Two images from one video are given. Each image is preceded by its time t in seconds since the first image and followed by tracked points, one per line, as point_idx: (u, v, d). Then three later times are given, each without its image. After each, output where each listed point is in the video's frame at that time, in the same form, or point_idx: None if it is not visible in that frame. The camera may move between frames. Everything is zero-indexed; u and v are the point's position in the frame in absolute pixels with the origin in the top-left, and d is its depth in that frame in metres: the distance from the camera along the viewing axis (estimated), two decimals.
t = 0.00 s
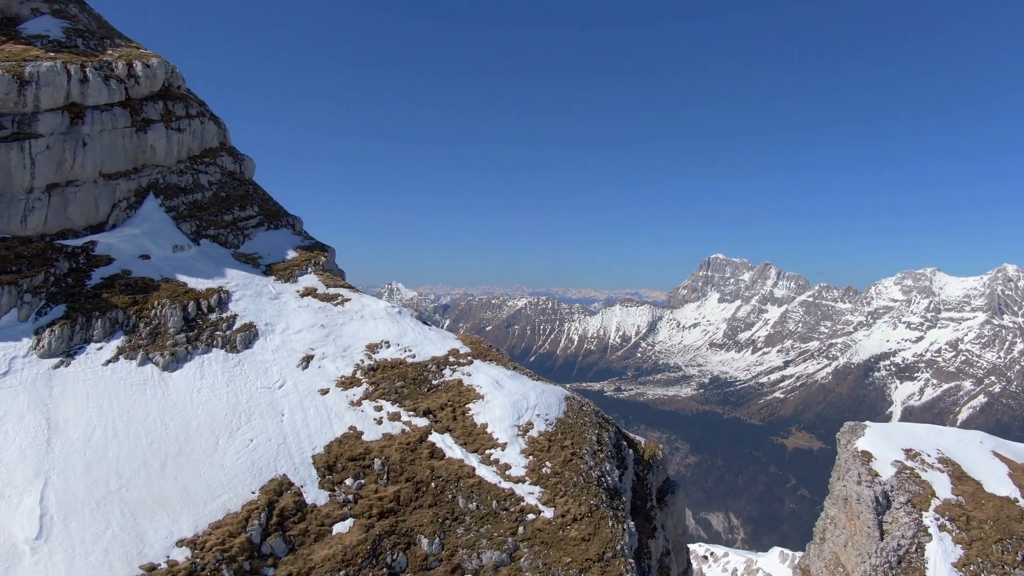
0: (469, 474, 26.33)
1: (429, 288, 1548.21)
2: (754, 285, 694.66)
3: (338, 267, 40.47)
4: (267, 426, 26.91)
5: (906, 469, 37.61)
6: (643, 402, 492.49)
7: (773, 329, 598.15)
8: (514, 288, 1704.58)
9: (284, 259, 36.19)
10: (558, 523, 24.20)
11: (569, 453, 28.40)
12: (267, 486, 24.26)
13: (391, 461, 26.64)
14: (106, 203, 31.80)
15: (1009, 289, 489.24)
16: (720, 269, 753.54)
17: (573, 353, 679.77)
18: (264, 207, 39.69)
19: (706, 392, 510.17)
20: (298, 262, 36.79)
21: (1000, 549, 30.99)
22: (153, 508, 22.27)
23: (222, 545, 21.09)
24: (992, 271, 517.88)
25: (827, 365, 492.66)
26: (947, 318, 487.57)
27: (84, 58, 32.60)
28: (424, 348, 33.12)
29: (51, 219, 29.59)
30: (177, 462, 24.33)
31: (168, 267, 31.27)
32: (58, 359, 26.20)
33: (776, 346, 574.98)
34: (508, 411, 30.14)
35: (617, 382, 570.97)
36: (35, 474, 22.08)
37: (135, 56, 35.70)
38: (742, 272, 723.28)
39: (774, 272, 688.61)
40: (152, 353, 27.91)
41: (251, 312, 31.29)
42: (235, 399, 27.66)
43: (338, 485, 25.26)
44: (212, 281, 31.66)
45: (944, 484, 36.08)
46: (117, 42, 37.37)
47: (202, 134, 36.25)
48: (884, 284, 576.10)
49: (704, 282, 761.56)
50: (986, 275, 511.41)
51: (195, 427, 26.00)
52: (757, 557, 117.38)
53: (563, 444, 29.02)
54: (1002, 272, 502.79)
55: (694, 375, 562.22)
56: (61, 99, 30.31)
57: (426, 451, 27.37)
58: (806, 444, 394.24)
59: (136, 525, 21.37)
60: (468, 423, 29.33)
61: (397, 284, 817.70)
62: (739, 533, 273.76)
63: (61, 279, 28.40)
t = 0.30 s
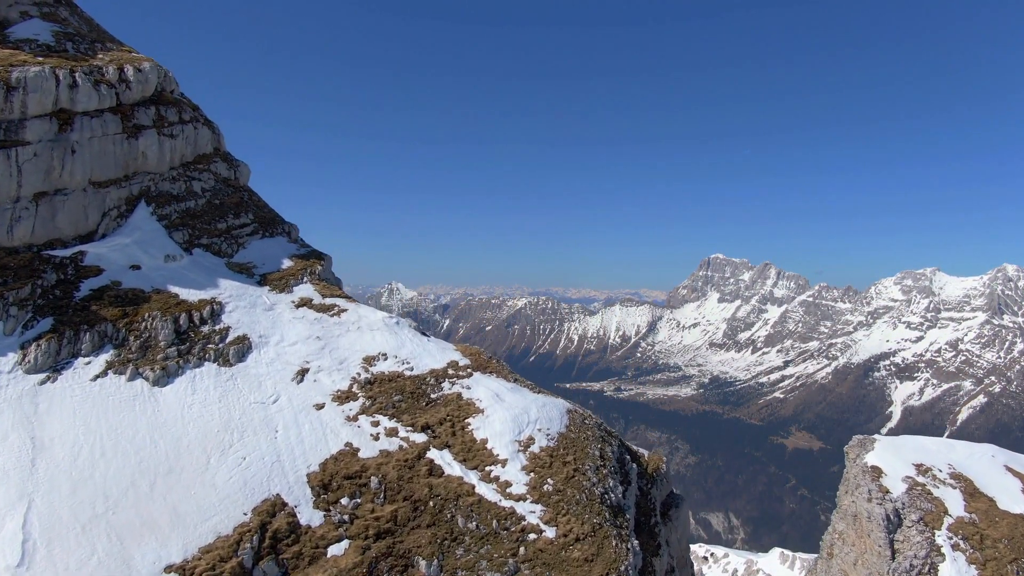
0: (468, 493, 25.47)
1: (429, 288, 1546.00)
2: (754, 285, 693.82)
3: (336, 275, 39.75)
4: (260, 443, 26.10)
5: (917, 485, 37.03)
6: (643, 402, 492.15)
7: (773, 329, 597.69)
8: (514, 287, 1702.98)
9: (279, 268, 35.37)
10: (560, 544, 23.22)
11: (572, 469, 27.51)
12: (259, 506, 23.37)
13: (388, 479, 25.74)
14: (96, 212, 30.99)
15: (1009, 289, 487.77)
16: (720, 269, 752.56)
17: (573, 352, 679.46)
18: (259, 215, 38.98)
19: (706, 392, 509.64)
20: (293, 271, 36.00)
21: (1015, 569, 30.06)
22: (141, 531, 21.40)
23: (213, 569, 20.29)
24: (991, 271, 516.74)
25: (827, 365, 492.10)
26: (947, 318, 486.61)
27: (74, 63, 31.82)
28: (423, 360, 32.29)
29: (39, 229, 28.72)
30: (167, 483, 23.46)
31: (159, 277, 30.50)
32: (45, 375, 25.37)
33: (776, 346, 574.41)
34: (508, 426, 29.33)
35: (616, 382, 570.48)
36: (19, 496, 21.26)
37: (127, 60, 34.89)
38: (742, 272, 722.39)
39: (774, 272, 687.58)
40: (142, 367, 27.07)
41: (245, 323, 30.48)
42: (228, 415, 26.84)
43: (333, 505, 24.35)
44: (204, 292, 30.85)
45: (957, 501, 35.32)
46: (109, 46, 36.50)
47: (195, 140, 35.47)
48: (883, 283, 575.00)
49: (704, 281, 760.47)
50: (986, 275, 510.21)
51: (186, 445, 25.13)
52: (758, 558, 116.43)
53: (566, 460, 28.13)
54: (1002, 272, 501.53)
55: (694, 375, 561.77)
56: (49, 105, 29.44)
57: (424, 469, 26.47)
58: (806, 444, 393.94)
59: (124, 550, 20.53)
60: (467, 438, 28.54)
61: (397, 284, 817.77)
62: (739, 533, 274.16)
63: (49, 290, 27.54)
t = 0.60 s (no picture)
0: (467, 515, 24.36)
1: (429, 288, 1545.96)
2: (754, 285, 692.70)
3: (331, 284, 39.05)
4: (252, 464, 25.09)
5: (932, 505, 37.10)
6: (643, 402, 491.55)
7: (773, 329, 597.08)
8: (514, 287, 1701.50)
9: (274, 279, 34.65)
10: (563, 568, 22.00)
11: (574, 489, 26.48)
12: (249, 532, 22.14)
13: (385, 501, 24.57)
14: (83, 222, 30.06)
15: (1010, 289, 486.15)
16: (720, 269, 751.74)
17: (573, 353, 678.84)
18: (253, 223, 38.21)
19: (706, 392, 508.98)
20: (288, 282, 35.19)
21: None
22: (126, 561, 20.32)
23: None
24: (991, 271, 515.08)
25: (827, 365, 491.20)
26: (947, 318, 485.48)
27: (61, 68, 30.85)
28: (421, 374, 31.38)
29: (23, 241, 27.68)
30: (154, 508, 22.39)
31: (149, 290, 29.56)
32: (28, 395, 24.43)
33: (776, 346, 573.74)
34: (509, 443, 28.39)
35: (616, 382, 570.09)
36: None
37: (117, 65, 34.01)
38: (742, 272, 720.91)
39: (774, 272, 686.39)
40: (130, 385, 26.16)
41: (237, 338, 29.56)
42: (218, 435, 25.83)
43: (327, 529, 23.07)
44: (195, 306, 29.96)
45: (972, 522, 35.35)
46: (98, 50, 35.56)
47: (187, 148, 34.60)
48: (883, 283, 573.68)
49: (704, 281, 759.52)
50: (986, 275, 508.60)
51: (174, 467, 24.13)
52: (758, 558, 115.51)
53: (568, 480, 27.08)
54: (1002, 272, 499.93)
55: (694, 375, 560.86)
56: (35, 112, 28.37)
57: (423, 490, 25.40)
58: (806, 444, 393.26)
59: None
60: (466, 457, 27.57)
61: (396, 284, 818.41)
62: (739, 533, 274.53)
63: (33, 305, 26.49)
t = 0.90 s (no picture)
0: (467, 536, 23.23)
1: (429, 288, 1544.76)
2: (754, 285, 691.63)
3: (328, 293, 38.41)
4: (244, 485, 24.06)
5: (945, 523, 39.55)
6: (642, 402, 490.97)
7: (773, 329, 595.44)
8: (514, 287, 1700.79)
9: (268, 290, 33.76)
10: None
11: (577, 508, 25.55)
12: (242, 556, 21.02)
13: (381, 522, 23.44)
14: (72, 233, 29.23)
15: (1009, 289, 485.02)
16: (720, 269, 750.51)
17: (573, 353, 678.28)
18: (248, 231, 37.50)
19: (706, 392, 508.18)
20: (283, 293, 34.43)
21: None
22: None
23: None
24: (992, 271, 513.48)
25: (827, 365, 490.59)
26: (947, 318, 484.42)
27: (49, 74, 29.97)
28: (419, 389, 30.52)
29: (9, 253, 26.82)
30: (141, 532, 21.25)
31: (139, 303, 28.75)
32: (13, 413, 23.54)
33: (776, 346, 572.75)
34: (510, 460, 27.45)
35: (616, 382, 569.85)
36: None
37: (108, 71, 33.20)
38: (742, 272, 719.67)
39: (774, 272, 685.11)
40: (118, 402, 25.26)
41: (230, 351, 28.72)
42: (210, 453, 24.92)
43: (322, 552, 21.93)
44: (187, 318, 29.14)
45: (986, 542, 37.55)
46: (89, 55, 34.73)
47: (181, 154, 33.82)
48: (883, 283, 572.24)
49: (704, 281, 758.43)
50: (986, 275, 507.08)
51: (164, 488, 23.10)
52: (758, 559, 114.22)
53: (571, 498, 26.13)
54: (1002, 272, 498.46)
55: (694, 375, 560.12)
56: (23, 119, 27.49)
57: (421, 510, 24.26)
58: (805, 444, 393.00)
59: None
60: (466, 475, 26.55)
61: (396, 283, 818.18)
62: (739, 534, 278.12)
63: (19, 319, 25.65)
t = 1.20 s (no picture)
0: (466, 562, 21.77)
1: (430, 288, 1546.09)
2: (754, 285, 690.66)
3: (325, 304, 37.60)
4: (234, 510, 22.81)
5: (960, 547, 38.85)
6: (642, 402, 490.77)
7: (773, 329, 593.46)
8: (515, 287, 1698.62)
9: (261, 303, 32.86)
10: None
11: (581, 530, 24.22)
12: None
13: (377, 549, 22.01)
14: (58, 245, 28.32)
15: (1010, 288, 482.85)
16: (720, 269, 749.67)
17: (573, 353, 678.47)
18: (242, 241, 36.72)
19: (706, 392, 507.70)
20: (277, 306, 33.49)
21: None
22: None
23: None
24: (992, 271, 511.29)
25: (827, 365, 490.08)
26: (947, 318, 482.77)
27: (35, 81, 29.08)
28: (416, 407, 29.52)
29: None
30: (125, 563, 19.95)
31: (128, 319, 27.85)
32: None
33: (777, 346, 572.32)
34: (511, 482, 26.20)
35: (616, 382, 570.22)
36: None
37: (97, 77, 32.30)
38: (742, 272, 718.52)
39: (774, 272, 683.89)
40: (104, 423, 24.22)
41: (221, 368, 27.80)
42: (200, 477, 23.79)
43: None
44: (177, 334, 28.19)
45: (1003, 566, 36.81)
46: (77, 61, 33.87)
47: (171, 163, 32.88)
48: (884, 283, 570.39)
49: (704, 281, 757.86)
50: (986, 275, 505.04)
51: (149, 514, 21.82)
52: (759, 561, 112.83)
53: (574, 520, 24.84)
54: (1002, 272, 496.32)
55: (694, 375, 559.89)
56: (6, 128, 26.51)
57: (418, 535, 22.90)
58: (805, 444, 393.01)
59: None
60: (464, 498, 25.37)
61: (397, 284, 818.89)
62: (739, 535, 285.96)
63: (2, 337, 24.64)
